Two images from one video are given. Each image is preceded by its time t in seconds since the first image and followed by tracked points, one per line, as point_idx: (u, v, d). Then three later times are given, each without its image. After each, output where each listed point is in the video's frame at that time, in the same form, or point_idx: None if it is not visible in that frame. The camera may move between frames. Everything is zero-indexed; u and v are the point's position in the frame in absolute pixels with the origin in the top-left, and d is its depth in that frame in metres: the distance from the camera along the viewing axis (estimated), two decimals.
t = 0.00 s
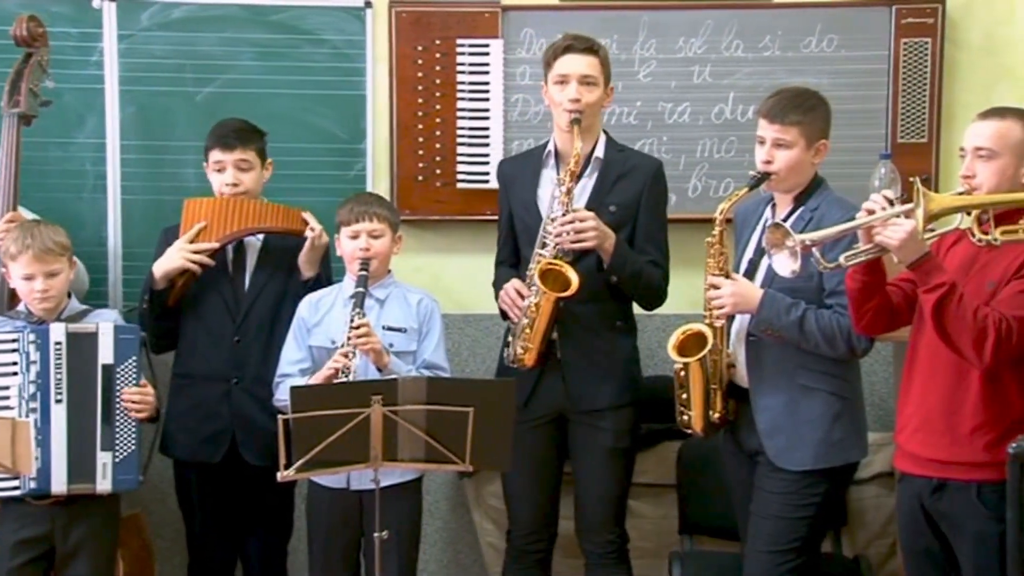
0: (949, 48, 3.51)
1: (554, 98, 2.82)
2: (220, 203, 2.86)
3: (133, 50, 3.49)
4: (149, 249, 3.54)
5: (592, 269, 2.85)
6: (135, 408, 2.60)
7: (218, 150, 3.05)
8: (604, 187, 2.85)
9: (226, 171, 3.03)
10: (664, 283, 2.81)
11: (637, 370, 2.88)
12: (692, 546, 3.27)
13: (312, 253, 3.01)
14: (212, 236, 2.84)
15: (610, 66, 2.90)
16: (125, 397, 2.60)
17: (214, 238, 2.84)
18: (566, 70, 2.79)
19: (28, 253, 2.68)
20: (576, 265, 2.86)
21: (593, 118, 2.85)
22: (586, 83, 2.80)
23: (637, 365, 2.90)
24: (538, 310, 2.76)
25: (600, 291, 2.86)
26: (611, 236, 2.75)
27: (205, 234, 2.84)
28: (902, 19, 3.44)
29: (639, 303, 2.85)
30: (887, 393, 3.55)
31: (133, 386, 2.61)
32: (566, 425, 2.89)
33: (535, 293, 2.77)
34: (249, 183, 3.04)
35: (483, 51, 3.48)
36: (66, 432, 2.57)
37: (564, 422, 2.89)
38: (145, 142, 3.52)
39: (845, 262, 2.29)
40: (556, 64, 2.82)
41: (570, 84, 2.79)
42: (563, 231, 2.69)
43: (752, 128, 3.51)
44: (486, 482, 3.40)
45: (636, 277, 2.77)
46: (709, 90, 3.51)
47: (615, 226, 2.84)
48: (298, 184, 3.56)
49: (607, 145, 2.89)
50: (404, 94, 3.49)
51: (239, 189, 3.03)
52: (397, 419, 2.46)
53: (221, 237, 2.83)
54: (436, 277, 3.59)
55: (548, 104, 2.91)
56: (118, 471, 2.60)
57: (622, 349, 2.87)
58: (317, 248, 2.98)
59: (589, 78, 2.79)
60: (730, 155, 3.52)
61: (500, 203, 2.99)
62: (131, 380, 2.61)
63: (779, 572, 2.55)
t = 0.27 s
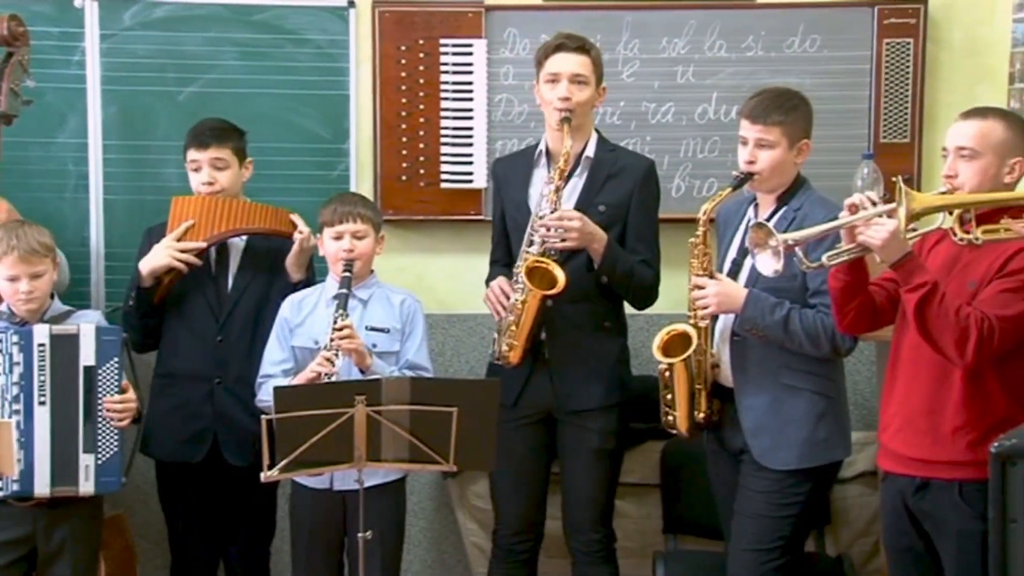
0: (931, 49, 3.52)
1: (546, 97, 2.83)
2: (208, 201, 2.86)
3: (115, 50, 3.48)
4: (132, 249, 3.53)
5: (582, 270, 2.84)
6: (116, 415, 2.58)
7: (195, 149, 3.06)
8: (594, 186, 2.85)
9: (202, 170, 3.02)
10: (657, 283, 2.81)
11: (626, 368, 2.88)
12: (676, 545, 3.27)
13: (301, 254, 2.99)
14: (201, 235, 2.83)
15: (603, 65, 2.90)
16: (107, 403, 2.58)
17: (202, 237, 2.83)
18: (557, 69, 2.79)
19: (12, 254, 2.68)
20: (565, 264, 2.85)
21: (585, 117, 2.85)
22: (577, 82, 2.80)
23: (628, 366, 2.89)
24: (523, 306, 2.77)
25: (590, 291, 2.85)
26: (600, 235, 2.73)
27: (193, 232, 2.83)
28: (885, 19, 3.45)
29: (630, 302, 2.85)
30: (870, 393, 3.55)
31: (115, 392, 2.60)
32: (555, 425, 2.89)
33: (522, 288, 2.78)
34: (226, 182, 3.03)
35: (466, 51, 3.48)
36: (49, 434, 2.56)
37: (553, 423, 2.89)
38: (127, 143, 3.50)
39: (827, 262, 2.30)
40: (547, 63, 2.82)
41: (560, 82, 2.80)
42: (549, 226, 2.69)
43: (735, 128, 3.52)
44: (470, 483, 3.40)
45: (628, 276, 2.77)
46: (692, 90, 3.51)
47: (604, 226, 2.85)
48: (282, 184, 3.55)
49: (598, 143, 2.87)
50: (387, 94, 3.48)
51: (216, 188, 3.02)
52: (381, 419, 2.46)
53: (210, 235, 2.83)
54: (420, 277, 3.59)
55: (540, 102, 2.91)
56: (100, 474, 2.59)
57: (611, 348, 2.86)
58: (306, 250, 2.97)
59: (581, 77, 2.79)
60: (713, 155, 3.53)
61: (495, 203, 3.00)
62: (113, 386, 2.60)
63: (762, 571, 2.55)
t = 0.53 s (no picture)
0: (918, 49, 3.53)
1: (538, 96, 2.83)
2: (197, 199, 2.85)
3: (102, 49, 3.47)
4: (119, 249, 3.52)
5: (566, 270, 2.84)
6: (104, 421, 2.57)
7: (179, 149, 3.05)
8: (585, 187, 2.85)
9: (184, 170, 3.02)
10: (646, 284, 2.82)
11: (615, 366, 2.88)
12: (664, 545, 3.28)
13: (289, 254, 3.00)
14: (190, 234, 2.83)
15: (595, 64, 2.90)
16: (95, 407, 2.57)
17: (193, 237, 2.83)
18: (548, 68, 2.80)
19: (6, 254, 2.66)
20: (552, 264, 2.85)
21: (576, 117, 2.86)
22: (569, 82, 2.80)
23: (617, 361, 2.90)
24: (509, 305, 2.77)
25: (580, 292, 2.85)
26: (587, 236, 2.74)
27: (182, 232, 2.83)
28: (872, 19, 3.45)
29: (618, 302, 2.85)
30: (858, 392, 3.56)
31: (103, 397, 2.59)
32: (543, 425, 2.89)
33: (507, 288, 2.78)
34: (208, 182, 3.03)
35: (454, 51, 3.48)
36: (37, 437, 2.55)
37: (542, 423, 2.89)
38: (115, 142, 3.50)
39: (816, 262, 2.30)
40: (539, 62, 2.83)
41: (551, 82, 2.80)
42: (535, 226, 2.69)
43: (722, 127, 3.52)
44: (458, 482, 3.40)
45: (617, 275, 2.78)
46: (680, 90, 3.52)
47: (594, 226, 2.85)
48: (269, 184, 3.55)
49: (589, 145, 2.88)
50: (375, 94, 3.48)
51: (196, 189, 3.02)
52: (369, 419, 2.45)
53: (198, 234, 2.82)
54: (408, 276, 3.59)
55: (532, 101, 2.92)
56: (87, 478, 2.58)
57: (601, 345, 2.86)
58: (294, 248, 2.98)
59: (572, 77, 2.80)
60: (701, 154, 3.53)
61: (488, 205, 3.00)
62: (102, 391, 2.59)
63: (750, 570, 2.55)
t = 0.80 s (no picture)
0: (903, 49, 3.54)
1: (524, 96, 2.83)
2: (182, 196, 2.85)
3: (87, 47, 3.46)
4: (105, 247, 3.51)
5: (557, 265, 2.85)
6: (96, 423, 2.57)
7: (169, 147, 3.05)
8: (570, 186, 2.85)
9: (175, 167, 3.01)
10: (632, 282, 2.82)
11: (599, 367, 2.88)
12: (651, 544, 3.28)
13: (273, 250, 3.00)
14: (172, 235, 2.82)
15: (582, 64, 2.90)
16: (86, 408, 2.56)
17: (177, 236, 2.82)
18: (535, 68, 2.80)
19: None
20: (539, 262, 2.85)
21: (563, 117, 2.86)
22: (555, 83, 2.80)
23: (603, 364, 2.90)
24: (494, 305, 2.77)
25: (568, 292, 2.86)
26: (576, 233, 2.74)
27: (165, 232, 2.82)
28: (858, 19, 3.46)
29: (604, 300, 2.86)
30: (844, 391, 3.57)
31: (95, 398, 2.58)
32: (530, 425, 2.89)
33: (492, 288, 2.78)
34: (198, 180, 3.03)
35: (441, 50, 3.47)
36: (26, 437, 2.55)
37: (527, 423, 2.89)
38: (101, 141, 3.49)
39: (802, 262, 2.30)
40: (526, 62, 2.83)
41: (538, 82, 2.80)
42: (521, 225, 2.69)
43: (709, 127, 3.53)
44: (446, 481, 3.40)
45: (602, 275, 2.78)
46: (667, 89, 3.52)
47: (580, 226, 2.84)
48: (256, 183, 3.54)
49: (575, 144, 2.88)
50: (362, 93, 3.48)
51: (187, 185, 3.01)
52: (356, 419, 2.46)
53: (181, 234, 2.82)
54: (395, 276, 3.59)
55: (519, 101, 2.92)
56: (76, 479, 2.57)
57: (586, 346, 2.86)
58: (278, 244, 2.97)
59: (559, 78, 2.80)
60: (688, 154, 3.54)
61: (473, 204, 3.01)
62: (94, 392, 2.58)
63: (737, 569, 2.56)
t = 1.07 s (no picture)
0: (890, 48, 3.54)
1: (507, 95, 2.83)
2: (163, 194, 2.84)
3: (73, 46, 3.45)
4: (91, 246, 3.50)
5: (540, 265, 2.84)
6: (86, 425, 2.56)
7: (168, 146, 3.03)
8: (553, 185, 2.86)
9: (176, 166, 3.00)
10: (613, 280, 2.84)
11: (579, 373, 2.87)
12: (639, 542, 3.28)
13: (257, 249, 2.99)
14: (157, 231, 2.83)
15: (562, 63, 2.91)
16: (77, 410, 2.56)
17: (161, 233, 2.82)
18: (519, 67, 2.80)
19: None
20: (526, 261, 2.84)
21: (545, 116, 2.86)
22: (539, 81, 2.80)
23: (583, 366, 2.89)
24: (487, 302, 2.76)
25: (553, 291, 2.85)
26: (560, 236, 2.75)
27: (149, 229, 2.83)
28: (844, 18, 3.46)
29: (585, 298, 2.86)
30: (831, 389, 3.58)
31: (87, 401, 2.58)
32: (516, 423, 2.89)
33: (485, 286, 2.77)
34: (199, 181, 3.03)
35: (428, 49, 3.47)
36: (13, 437, 2.54)
37: (513, 421, 2.88)
38: (87, 140, 3.48)
39: (788, 258, 2.31)
40: (509, 61, 2.82)
41: (523, 81, 2.80)
42: (514, 226, 2.69)
43: (696, 125, 3.53)
44: (433, 480, 3.39)
45: (585, 272, 2.79)
46: (654, 88, 3.52)
47: (563, 223, 2.85)
48: (243, 181, 3.54)
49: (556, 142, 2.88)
50: (349, 91, 3.47)
51: (188, 185, 3.01)
52: (343, 418, 2.45)
53: (165, 232, 2.82)
54: (382, 275, 3.58)
55: (500, 100, 2.91)
56: (64, 480, 2.56)
57: (570, 346, 2.86)
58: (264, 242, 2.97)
59: (543, 76, 2.80)
60: (675, 152, 3.54)
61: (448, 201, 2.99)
62: (86, 394, 2.58)
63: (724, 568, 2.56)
